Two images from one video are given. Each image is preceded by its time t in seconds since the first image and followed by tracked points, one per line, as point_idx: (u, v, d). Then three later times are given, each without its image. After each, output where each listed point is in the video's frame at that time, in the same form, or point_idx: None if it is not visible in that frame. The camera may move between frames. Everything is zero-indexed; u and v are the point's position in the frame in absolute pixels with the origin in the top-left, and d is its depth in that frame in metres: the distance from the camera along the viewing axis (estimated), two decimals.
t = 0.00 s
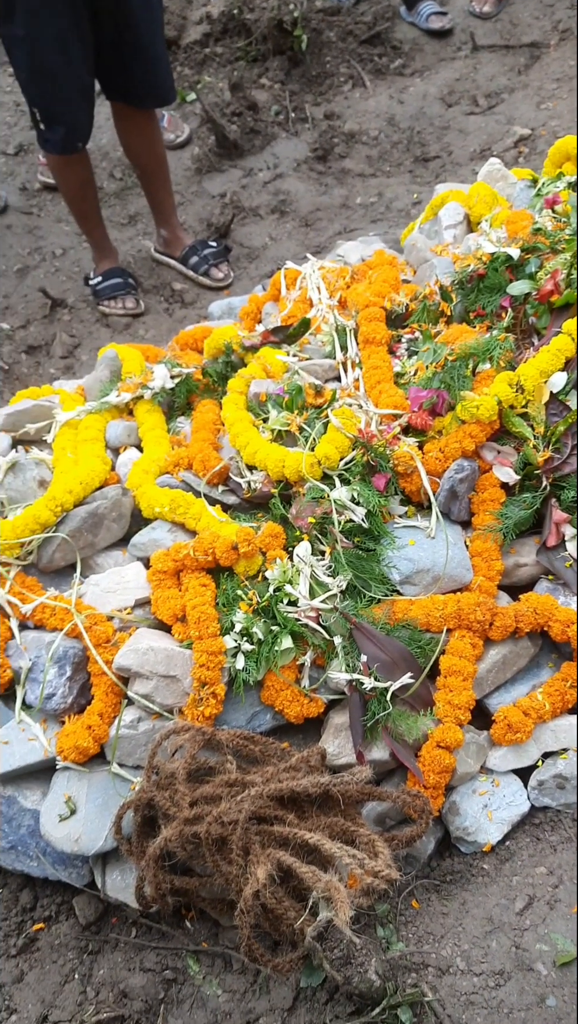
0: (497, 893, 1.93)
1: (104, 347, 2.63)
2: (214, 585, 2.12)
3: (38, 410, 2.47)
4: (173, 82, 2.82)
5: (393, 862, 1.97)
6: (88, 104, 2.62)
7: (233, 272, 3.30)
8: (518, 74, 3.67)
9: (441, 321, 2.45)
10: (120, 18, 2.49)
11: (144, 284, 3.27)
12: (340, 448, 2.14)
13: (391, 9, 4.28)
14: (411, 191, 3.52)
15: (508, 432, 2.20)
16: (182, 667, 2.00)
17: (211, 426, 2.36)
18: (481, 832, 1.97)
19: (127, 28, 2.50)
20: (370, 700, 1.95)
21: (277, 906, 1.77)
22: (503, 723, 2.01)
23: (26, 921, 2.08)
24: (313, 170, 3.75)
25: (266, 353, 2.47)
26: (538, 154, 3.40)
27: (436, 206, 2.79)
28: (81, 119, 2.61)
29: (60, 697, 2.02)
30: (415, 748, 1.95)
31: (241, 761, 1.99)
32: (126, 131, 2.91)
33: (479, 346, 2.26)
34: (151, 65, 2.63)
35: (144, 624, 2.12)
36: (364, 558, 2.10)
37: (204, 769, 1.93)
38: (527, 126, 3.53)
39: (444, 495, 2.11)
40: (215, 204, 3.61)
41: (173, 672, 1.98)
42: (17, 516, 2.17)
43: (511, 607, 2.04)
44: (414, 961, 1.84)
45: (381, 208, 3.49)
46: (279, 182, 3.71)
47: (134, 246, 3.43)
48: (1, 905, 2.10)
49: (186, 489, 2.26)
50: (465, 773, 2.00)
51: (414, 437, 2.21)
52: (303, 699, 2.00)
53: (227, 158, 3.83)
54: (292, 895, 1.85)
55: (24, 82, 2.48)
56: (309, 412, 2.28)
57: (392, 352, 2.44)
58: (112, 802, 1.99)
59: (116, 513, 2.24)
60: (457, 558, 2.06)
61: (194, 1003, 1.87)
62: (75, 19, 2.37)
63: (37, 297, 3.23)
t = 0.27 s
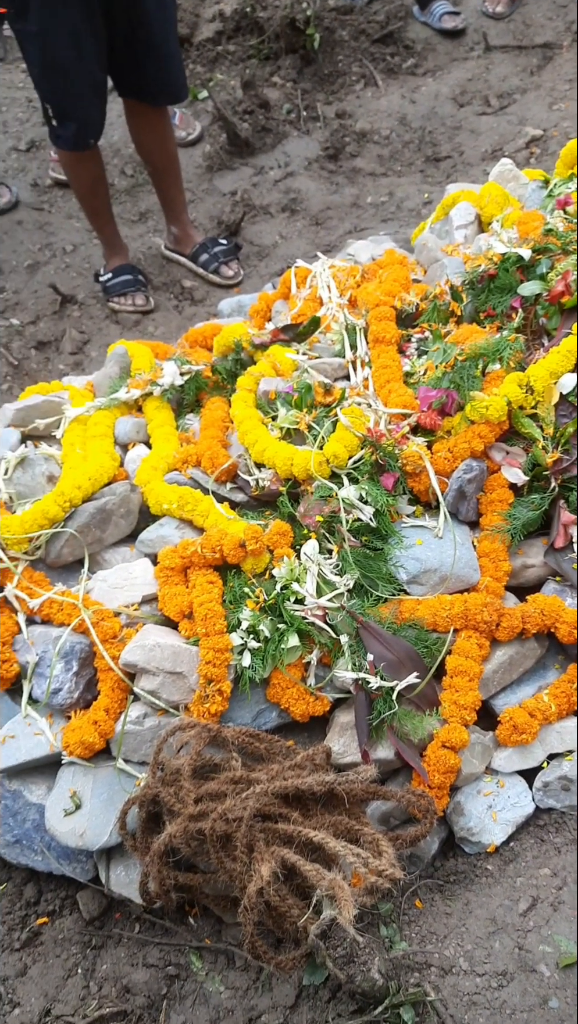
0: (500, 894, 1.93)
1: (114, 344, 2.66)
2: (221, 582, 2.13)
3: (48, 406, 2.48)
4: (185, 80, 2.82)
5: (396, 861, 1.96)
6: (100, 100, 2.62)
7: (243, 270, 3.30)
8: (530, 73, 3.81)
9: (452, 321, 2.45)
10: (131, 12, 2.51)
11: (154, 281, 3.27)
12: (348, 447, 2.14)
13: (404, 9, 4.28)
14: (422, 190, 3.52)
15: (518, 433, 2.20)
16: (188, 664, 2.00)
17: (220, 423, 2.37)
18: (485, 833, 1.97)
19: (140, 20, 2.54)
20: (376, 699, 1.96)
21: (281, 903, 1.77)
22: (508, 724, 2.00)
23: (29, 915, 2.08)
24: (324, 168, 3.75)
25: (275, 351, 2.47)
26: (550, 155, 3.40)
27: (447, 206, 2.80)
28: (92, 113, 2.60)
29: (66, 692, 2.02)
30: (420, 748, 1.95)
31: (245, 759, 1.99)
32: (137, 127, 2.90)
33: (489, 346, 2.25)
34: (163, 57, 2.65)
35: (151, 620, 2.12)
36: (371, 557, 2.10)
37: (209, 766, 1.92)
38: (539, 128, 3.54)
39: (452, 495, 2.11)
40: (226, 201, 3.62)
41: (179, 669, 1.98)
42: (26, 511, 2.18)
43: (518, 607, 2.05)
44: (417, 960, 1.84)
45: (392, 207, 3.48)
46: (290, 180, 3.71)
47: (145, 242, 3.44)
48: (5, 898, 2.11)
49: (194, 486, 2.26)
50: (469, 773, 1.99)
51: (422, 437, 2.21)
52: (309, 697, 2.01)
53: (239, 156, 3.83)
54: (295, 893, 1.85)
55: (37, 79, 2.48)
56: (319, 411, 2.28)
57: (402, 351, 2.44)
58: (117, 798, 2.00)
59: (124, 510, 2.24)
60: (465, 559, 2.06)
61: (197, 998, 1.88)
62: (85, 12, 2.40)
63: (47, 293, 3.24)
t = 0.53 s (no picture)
0: (509, 897, 1.92)
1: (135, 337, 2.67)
2: (236, 577, 2.13)
3: (68, 398, 2.50)
4: (212, 76, 2.83)
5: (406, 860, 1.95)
6: (126, 94, 2.62)
7: (264, 267, 3.30)
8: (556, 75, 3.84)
9: (474, 322, 2.46)
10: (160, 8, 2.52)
11: (175, 276, 3.28)
12: (367, 445, 2.15)
13: (430, 9, 4.27)
14: (444, 191, 3.52)
15: (537, 435, 2.21)
16: (203, 658, 2.01)
17: (239, 419, 2.36)
18: (496, 835, 1.97)
19: (168, 14, 2.55)
20: (390, 698, 1.95)
21: (290, 899, 1.76)
22: (522, 726, 2.00)
23: (39, 903, 2.09)
24: (347, 167, 3.75)
25: (296, 348, 2.47)
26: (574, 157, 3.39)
27: (471, 207, 2.80)
28: (118, 106, 2.60)
29: (81, 682, 2.03)
30: (432, 749, 1.95)
31: (258, 755, 1.99)
32: (163, 121, 2.91)
33: (511, 347, 2.27)
34: (191, 52, 2.66)
35: (166, 613, 2.13)
36: (387, 556, 2.11)
37: (221, 760, 1.94)
38: (564, 130, 3.54)
39: (470, 496, 2.11)
40: (248, 198, 3.63)
41: (193, 663, 1.99)
42: (45, 502, 2.19)
43: (534, 610, 2.06)
44: (425, 960, 1.83)
45: (415, 207, 3.48)
46: (313, 178, 3.71)
47: (166, 238, 3.45)
48: (16, 886, 2.12)
49: (212, 481, 2.28)
50: (481, 775, 1.99)
51: (442, 437, 2.22)
52: (322, 694, 2.00)
53: (262, 153, 3.84)
54: (304, 887, 1.84)
55: (65, 72, 2.50)
56: (338, 408, 2.29)
57: (423, 350, 2.45)
58: (128, 789, 2.00)
59: (142, 502, 2.26)
60: (482, 560, 2.07)
61: (204, 991, 1.88)
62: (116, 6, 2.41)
63: (68, 286, 3.25)
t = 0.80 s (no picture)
0: (514, 898, 1.93)
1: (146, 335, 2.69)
2: (244, 575, 2.13)
3: (78, 394, 2.51)
4: (225, 73, 2.84)
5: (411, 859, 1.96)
6: (140, 92, 2.63)
7: (275, 266, 3.31)
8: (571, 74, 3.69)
9: (485, 323, 2.46)
10: (177, 8, 2.53)
11: (185, 274, 3.29)
12: (377, 445, 2.15)
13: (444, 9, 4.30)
14: (455, 192, 3.53)
15: (547, 436, 2.22)
16: (210, 655, 2.00)
17: (249, 417, 2.38)
18: (501, 836, 1.96)
19: (184, 14, 2.54)
20: (397, 697, 1.95)
21: (294, 897, 1.76)
22: (529, 727, 2.01)
23: (43, 898, 2.09)
24: (359, 167, 3.75)
25: (306, 347, 2.48)
26: None
27: (482, 208, 2.81)
28: (132, 104, 2.62)
29: (88, 677, 2.03)
30: (438, 749, 1.95)
31: (264, 752, 1.99)
32: (176, 117, 2.92)
33: (522, 348, 2.29)
34: (205, 50, 2.67)
35: (174, 610, 2.14)
36: (395, 556, 2.10)
37: (227, 758, 1.93)
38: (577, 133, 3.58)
39: (479, 498, 2.12)
40: (260, 197, 3.64)
41: (200, 659, 1.98)
42: (54, 497, 2.19)
43: (542, 612, 2.06)
44: (429, 959, 1.83)
45: (426, 208, 3.49)
46: (324, 178, 3.72)
47: (177, 235, 3.45)
48: (20, 880, 2.12)
49: (221, 479, 2.28)
50: (487, 775, 1.99)
51: (451, 437, 2.23)
52: (328, 693, 2.00)
53: (274, 152, 3.84)
54: (308, 886, 1.84)
55: (79, 70, 2.50)
56: (348, 408, 2.29)
57: (433, 351, 2.45)
58: (134, 786, 2.00)
59: (151, 500, 2.26)
60: (490, 561, 2.08)
61: (206, 988, 1.88)
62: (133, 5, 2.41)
63: (79, 282, 3.23)
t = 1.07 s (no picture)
0: (517, 899, 1.93)
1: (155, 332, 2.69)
2: (251, 573, 2.13)
3: (87, 390, 2.51)
4: (238, 75, 2.85)
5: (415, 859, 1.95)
6: (152, 88, 2.63)
7: (284, 265, 3.31)
8: None
9: (494, 324, 2.46)
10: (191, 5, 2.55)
11: (195, 272, 3.30)
12: (385, 444, 2.16)
13: (456, 9, 4.33)
14: (466, 193, 3.53)
15: (556, 437, 2.22)
16: (216, 652, 2.01)
17: (257, 415, 2.38)
18: (505, 837, 1.97)
19: (197, 10, 2.56)
20: (402, 697, 1.95)
21: (297, 895, 1.75)
22: (534, 729, 2.01)
23: (47, 892, 2.08)
24: (370, 167, 3.75)
25: (316, 345, 2.49)
26: None
27: (493, 209, 2.82)
28: (144, 101, 2.62)
29: (94, 672, 2.04)
30: (443, 748, 1.96)
31: (268, 749, 1.99)
32: (187, 116, 2.92)
33: (532, 349, 2.29)
34: (218, 49, 2.68)
35: (180, 607, 2.14)
36: (402, 556, 2.10)
37: (231, 755, 1.93)
38: None
39: (487, 498, 2.12)
40: (270, 196, 3.64)
41: (207, 656, 1.99)
42: (62, 493, 2.19)
43: (548, 613, 2.08)
44: (431, 960, 1.83)
45: (436, 208, 3.48)
46: (334, 177, 3.72)
47: (187, 233, 3.47)
48: (23, 874, 2.11)
49: (229, 476, 2.28)
50: (492, 776, 1.98)
51: (460, 437, 2.24)
52: (334, 692, 2.00)
53: (284, 151, 3.85)
54: (312, 884, 1.82)
55: (93, 68, 2.53)
56: (357, 407, 2.30)
57: (442, 351, 2.46)
58: (138, 781, 2.00)
59: (158, 496, 2.27)
60: (497, 561, 2.08)
61: (208, 984, 1.88)
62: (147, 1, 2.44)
63: (89, 280, 3.27)
